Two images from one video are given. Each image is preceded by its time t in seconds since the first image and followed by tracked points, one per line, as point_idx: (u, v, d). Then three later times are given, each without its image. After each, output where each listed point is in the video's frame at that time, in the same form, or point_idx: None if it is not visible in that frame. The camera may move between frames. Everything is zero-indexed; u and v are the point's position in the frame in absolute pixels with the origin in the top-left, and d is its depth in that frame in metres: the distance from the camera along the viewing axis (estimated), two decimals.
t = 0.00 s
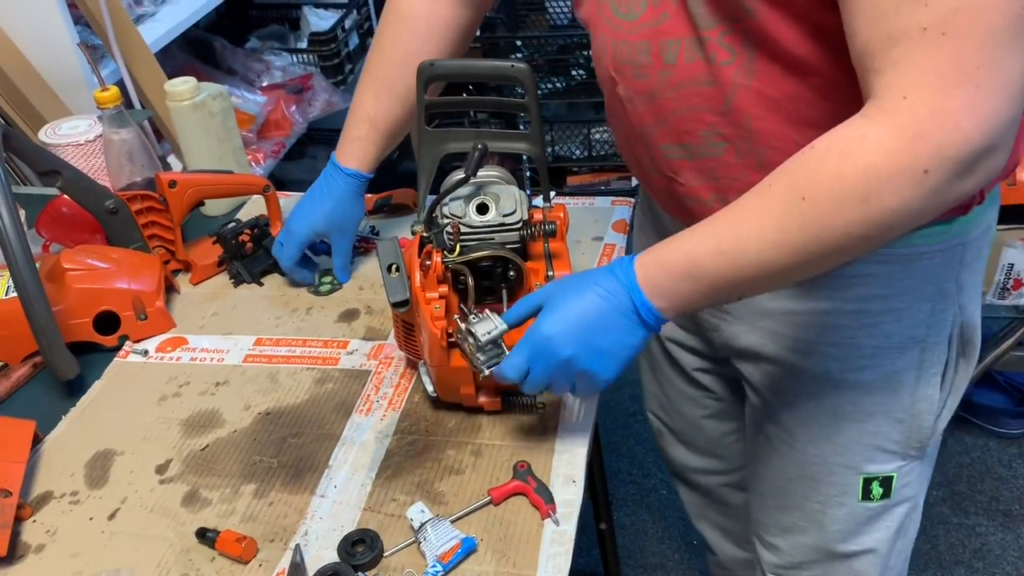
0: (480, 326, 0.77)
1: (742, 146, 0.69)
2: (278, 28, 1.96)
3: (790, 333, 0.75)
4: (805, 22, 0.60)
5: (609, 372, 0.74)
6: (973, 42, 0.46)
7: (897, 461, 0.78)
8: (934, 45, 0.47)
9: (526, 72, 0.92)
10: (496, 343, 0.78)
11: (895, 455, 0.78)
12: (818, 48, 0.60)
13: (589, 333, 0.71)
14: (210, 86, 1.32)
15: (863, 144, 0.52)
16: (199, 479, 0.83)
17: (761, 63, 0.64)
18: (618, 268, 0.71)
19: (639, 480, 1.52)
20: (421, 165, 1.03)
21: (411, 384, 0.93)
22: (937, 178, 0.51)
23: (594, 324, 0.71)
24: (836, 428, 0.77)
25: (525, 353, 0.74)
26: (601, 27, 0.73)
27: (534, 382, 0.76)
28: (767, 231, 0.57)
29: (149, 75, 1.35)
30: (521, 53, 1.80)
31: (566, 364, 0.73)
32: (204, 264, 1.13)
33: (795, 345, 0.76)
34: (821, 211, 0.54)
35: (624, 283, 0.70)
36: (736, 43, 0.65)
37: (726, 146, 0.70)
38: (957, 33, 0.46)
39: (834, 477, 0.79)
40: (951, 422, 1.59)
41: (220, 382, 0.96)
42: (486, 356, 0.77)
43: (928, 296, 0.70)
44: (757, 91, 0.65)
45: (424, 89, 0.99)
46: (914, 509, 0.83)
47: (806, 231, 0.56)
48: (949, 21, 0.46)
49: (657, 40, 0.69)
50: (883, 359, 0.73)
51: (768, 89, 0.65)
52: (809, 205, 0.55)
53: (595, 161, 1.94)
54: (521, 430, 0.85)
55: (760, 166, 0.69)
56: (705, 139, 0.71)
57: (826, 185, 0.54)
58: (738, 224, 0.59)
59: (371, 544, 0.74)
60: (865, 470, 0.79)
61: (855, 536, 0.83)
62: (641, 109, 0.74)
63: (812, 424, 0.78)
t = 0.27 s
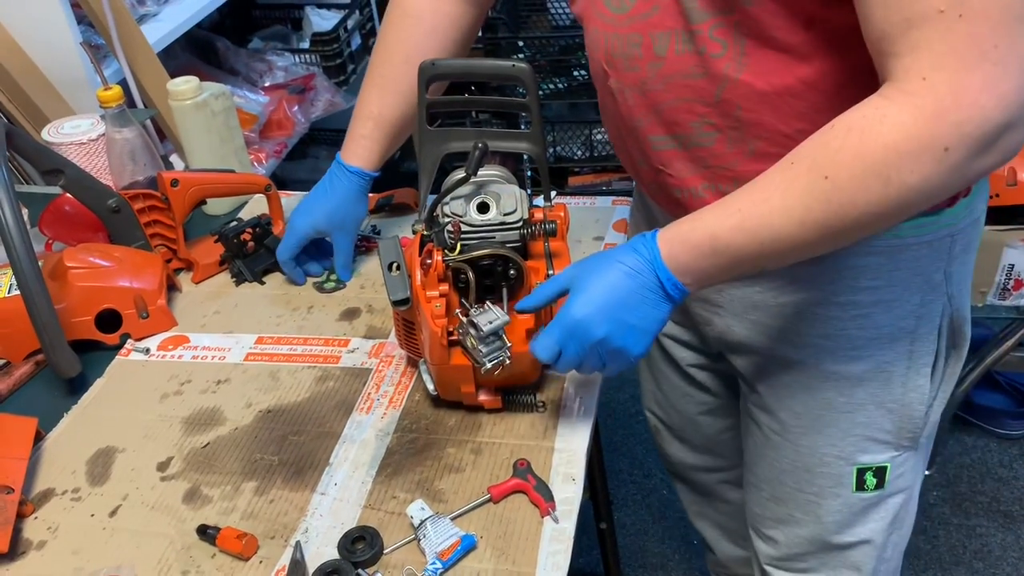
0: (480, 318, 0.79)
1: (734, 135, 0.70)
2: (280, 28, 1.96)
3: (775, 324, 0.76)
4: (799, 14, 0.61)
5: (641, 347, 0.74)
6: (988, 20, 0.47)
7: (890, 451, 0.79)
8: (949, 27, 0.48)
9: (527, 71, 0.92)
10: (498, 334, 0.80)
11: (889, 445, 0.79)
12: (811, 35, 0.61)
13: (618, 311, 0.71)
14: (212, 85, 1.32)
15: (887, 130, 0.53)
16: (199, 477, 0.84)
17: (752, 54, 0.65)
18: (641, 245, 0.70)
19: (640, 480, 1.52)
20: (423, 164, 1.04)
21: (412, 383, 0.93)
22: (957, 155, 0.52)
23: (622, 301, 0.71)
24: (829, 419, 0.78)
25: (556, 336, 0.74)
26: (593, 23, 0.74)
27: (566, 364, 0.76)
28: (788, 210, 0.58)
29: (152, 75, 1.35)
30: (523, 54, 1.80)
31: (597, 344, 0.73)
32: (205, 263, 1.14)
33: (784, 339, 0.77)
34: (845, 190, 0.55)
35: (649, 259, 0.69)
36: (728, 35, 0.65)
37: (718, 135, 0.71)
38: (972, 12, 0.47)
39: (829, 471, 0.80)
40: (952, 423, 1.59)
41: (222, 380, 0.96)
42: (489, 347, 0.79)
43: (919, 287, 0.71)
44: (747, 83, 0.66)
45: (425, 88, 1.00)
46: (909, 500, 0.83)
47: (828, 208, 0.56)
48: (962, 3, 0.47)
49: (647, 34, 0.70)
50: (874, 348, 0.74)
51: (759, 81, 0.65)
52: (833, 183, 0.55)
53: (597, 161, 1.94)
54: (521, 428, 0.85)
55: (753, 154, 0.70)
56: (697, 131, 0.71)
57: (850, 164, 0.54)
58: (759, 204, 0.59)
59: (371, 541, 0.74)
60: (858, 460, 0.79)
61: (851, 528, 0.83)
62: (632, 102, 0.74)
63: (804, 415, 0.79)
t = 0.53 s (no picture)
0: (480, 319, 0.79)
1: (728, 132, 0.70)
2: (281, 27, 1.96)
3: (769, 324, 0.76)
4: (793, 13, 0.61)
5: (639, 335, 0.74)
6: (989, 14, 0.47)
7: (884, 450, 0.78)
8: (949, 20, 0.48)
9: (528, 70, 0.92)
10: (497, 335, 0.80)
11: (883, 445, 0.78)
12: (806, 34, 0.61)
13: (617, 298, 0.71)
14: (212, 84, 1.32)
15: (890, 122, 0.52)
16: (198, 478, 0.83)
17: (745, 52, 0.65)
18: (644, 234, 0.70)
19: (641, 481, 1.51)
20: (423, 163, 1.04)
21: (411, 383, 0.93)
22: (960, 148, 0.51)
23: (621, 290, 0.70)
24: (822, 419, 0.77)
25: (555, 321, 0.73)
26: (590, 17, 0.73)
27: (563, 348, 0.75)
28: (791, 204, 0.57)
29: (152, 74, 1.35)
30: (524, 53, 1.80)
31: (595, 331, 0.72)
32: (205, 263, 1.14)
33: (778, 339, 0.77)
34: (847, 183, 0.55)
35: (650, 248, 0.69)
36: (722, 33, 0.65)
37: (711, 132, 0.70)
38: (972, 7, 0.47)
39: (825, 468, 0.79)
40: (954, 424, 1.58)
41: (221, 380, 0.96)
42: (488, 349, 0.79)
43: (910, 287, 0.70)
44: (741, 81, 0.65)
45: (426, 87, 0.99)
46: (906, 501, 0.82)
47: (830, 203, 0.56)
48: None
49: (642, 30, 0.69)
50: (866, 348, 0.73)
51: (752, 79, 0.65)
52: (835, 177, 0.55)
53: (598, 161, 1.93)
54: (521, 429, 0.85)
55: (745, 152, 0.70)
56: (690, 128, 0.71)
57: (853, 159, 0.54)
58: (761, 201, 0.59)
59: (370, 543, 0.74)
60: (853, 459, 0.78)
61: (845, 527, 0.82)
62: (626, 98, 0.74)
63: (800, 418, 0.78)
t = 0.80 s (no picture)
0: (482, 317, 0.78)
1: (722, 126, 0.69)
2: (282, 22, 1.95)
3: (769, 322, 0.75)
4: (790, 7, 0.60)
5: (593, 270, 0.70)
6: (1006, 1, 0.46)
7: (882, 449, 0.77)
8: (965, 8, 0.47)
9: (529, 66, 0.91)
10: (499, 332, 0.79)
11: (881, 444, 0.77)
12: (805, 28, 0.60)
13: (583, 229, 0.66)
14: (212, 80, 1.31)
15: (904, 109, 0.51)
16: (198, 476, 0.83)
17: (742, 46, 0.64)
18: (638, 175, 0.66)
19: (643, 478, 1.51)
20: (424, 161, 1.03)
21: (413, 381, 0.92)
22: (974, 137, 0.50)
23: (591, 224, 0.66)
24: (820, 417, 0.76)
25: (515, 234, 0.68)
26: (588, 6, 0.72)
27: (509, 265, 0.71)
28: (795, 171, 0.55)
29: (152, 69, 1.34)
30: (526, 49, 1.80)
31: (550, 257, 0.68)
32: (205, 259, 1.13)
33: (778, 336, 0.75)
34: (855, 155, 0.53)
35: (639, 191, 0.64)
36: (720, 25, 0.64)
37: (705, 126, 0.70)
38: None
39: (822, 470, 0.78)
40: (958, 421, 1.57)
41: (221, 378, 0.95)
42: (490, 346, 0.79)
43: (907, 284, 0.70)
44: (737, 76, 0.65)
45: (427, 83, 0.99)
46: (905, 500, 0.81)
47: (835, 174, 0.54)
48: None
49: (638, 20, 0.68)
50: (863, 346, 0.73)
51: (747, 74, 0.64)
52: (844, 146, 0.53)
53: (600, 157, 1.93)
54: (523, 427, 0.84)
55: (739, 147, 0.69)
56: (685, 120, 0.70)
57: (863, 132, 0.52)
58: (767, 164, 0.56)
59: (371, 542, 0.73)
60: (851, 458, 0.77)
61: (845, 527, 0.81)
62: (620, 91, 0.73)
63: (798, 415, 0.77)
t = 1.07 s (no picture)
0: (485, 314, 0.80)
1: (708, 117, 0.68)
2: (284, 19, 1.94)
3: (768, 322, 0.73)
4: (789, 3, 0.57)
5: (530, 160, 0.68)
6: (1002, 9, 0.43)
7: (868, 459, 0.76)
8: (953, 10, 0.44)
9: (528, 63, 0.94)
10: (501, 331, 0.81)
11: (865, 455, 0.75)
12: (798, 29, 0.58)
13: (523, 125, 0.63)
14: (213, 77, 1.31)
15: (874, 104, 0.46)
16: (200, 474, 0.83)
17: (735, 38, 0.62)
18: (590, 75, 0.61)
19: (645, 475, 1.51)
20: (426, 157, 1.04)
21: (415, 379, 0.92)
22: (941, 141, 0.47)
23: (530, 118, 0.63)
24: (804, 423, 0.75)
25: (451, 122, 0.65)
26: None
27: (447, 146, 0.68)
28: (758, 136, 0.51)
29: (153, 66, 1.34)
30: (529, 46, 1.79)
31: (485, 145, 0.65)
32: (207, 257, 1.13)
33: (763, 339, 0.73)
34: (824, 130, 0.48)
35: (585, 94, 0.60)
36: (714, 16, 0.62)
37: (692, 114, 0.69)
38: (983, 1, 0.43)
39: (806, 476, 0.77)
40: (961, 418, 1.57)
41: (223, 376, 0.95)
42: (493, 344, 0.80)
43: (896, 295, 0.68)
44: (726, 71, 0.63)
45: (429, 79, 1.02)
46: (891, 511, 0.80)
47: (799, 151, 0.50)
48: None
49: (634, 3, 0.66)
50: (849, 353, 0.71)
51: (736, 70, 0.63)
52: (814, 116, 0.48)
53: (602, 154, 1.93)
54: (526, 425, 0.84)
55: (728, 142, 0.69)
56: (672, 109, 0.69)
57: (835, 109, 0.48)
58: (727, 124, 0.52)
59: (374, 541, 0.73)
60: (835, 466, 0.76)
61: (829, 537, 0.79)
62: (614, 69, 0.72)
63: (784, 420, 0.75)
